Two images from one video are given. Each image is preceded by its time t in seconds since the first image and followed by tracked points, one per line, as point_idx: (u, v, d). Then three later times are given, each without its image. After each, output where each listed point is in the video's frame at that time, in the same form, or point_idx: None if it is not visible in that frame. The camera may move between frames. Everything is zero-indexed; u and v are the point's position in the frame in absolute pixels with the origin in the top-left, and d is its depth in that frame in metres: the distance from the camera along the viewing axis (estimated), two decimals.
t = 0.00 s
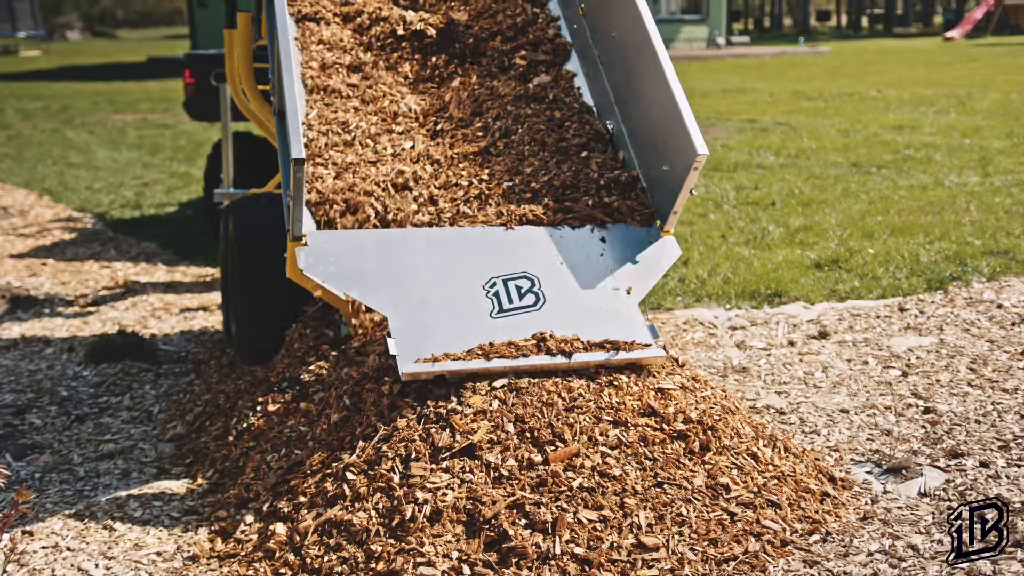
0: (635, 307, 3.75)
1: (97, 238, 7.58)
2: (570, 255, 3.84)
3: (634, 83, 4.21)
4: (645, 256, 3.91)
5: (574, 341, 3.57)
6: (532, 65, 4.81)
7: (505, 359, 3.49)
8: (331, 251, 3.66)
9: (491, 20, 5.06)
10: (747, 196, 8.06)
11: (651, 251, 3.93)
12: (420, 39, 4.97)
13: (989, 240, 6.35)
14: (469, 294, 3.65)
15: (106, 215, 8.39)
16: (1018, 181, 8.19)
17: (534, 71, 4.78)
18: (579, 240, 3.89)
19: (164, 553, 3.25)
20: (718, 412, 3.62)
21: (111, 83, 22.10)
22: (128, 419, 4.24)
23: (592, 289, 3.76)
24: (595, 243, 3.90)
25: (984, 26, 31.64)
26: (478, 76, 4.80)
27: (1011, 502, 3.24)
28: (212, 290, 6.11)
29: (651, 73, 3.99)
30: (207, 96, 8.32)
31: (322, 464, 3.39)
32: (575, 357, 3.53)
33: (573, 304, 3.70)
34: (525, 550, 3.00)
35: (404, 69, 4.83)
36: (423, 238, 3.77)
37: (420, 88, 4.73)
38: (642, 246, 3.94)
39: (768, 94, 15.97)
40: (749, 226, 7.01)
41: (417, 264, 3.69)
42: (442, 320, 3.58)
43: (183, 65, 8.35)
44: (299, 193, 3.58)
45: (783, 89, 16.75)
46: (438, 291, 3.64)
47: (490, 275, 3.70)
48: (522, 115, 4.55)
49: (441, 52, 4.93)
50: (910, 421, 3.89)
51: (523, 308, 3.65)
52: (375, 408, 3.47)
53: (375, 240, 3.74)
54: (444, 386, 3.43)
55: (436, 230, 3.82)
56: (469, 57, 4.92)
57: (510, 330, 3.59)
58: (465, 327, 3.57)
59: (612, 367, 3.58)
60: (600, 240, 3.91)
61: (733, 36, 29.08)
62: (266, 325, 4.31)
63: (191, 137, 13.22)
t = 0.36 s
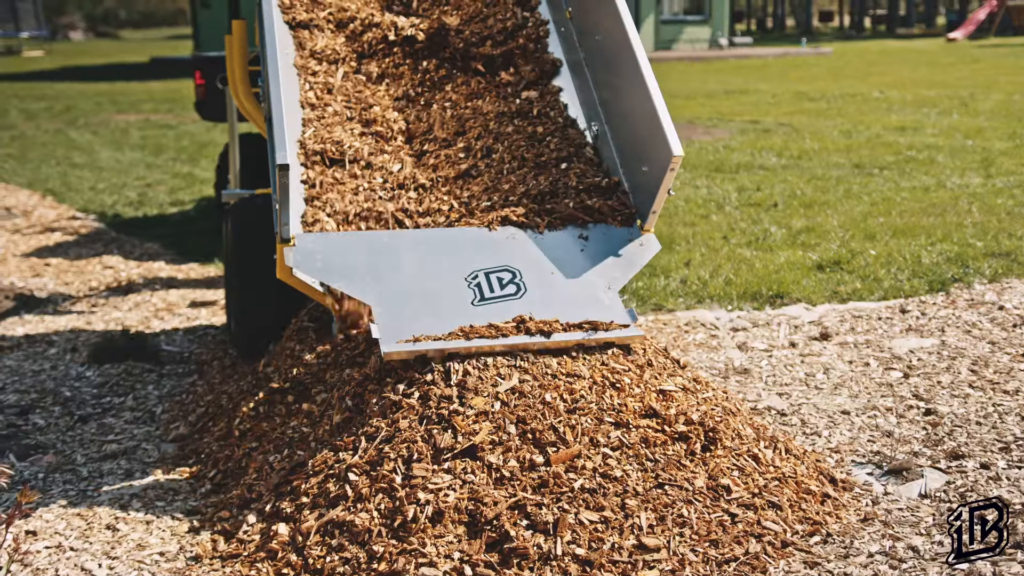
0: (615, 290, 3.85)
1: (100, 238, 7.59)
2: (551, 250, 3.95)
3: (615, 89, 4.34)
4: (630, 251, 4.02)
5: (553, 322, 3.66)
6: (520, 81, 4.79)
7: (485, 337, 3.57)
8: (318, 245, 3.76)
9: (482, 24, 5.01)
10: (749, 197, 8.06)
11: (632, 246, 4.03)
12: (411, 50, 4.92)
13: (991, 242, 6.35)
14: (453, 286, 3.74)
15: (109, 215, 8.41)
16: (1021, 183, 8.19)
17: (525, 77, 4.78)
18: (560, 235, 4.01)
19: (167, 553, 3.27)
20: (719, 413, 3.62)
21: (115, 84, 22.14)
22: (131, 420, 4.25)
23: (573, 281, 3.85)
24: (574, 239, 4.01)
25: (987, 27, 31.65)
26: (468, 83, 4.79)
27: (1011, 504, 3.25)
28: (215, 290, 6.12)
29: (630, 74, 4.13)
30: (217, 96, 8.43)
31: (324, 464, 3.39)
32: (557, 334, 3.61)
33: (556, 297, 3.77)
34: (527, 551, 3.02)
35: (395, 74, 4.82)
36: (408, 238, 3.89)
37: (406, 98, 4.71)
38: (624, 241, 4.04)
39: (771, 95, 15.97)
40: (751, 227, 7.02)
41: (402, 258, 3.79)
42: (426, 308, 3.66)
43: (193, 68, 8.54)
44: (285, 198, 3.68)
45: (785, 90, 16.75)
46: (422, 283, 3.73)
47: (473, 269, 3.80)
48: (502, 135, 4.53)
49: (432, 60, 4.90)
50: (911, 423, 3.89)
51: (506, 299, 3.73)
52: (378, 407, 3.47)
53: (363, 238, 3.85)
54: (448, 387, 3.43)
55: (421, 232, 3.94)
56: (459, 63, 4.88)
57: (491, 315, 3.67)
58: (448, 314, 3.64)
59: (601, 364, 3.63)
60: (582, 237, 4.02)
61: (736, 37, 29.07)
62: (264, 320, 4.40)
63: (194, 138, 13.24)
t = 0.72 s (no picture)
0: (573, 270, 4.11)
1: (104, 242, 7.61)
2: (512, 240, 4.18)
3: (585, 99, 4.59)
4: (592, 242, 4.26)
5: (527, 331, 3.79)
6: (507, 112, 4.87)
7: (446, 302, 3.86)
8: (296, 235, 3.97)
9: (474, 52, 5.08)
10: (752, 201, 8.07)
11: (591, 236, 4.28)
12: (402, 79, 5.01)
13: (994, 247, 6.36)
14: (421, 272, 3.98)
15: (113, 218, 8.43)
16: None
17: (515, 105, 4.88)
18: (522, 229, 4.24)
19: (171, 556, 3.28)
20: (721, 418, 3.63)
21: (119, 87, 22.17)
22: (135, 423, 4.26)
23: (534, 267, 4.09)
24: (536, 233, 4.23)
25: (991, 31, 31.62)
26: (457, 111, 4.88)
27: (1012, 509, 3.26)
28: (218, 293, 6.14)
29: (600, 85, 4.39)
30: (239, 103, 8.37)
31: (327, 468, 3.41)
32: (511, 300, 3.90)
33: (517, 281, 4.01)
34: (529, 555, 3.03)
35: (386, 103, 4.92)
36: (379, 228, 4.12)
37: (393, 129, 4.81)
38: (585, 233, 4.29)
39: (774, 100, 15.97)
40: (754, 232, 7.03)
41: (371, 247, 4.02)
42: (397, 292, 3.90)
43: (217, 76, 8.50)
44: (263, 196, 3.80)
45: (789, 94, 16.75)
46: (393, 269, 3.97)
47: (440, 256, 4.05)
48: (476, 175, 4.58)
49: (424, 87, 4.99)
50: (913, 428, 3.90)
51: (471, 281, 3.98)
52: (380, 410, 3.48)
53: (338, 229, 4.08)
54: (450, 393, 3.46)
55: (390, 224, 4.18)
56: (450, 88, 4.97)
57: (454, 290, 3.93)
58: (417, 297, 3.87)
59: (600, 371, 3.67)
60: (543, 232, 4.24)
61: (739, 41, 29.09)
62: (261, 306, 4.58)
63: (198, 141, 13.27)
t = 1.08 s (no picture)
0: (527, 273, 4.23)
1: (110, 250, 7.65)
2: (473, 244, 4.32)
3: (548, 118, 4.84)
4: (550, 249, 4.36)
5: (529, 344, 3.82)
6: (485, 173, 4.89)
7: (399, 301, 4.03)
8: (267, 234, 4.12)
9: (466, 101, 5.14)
10: (756, 210, 8.09)
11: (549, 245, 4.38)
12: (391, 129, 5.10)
13: (997, 257, 6.37)
14: (382, 274, 4.12)
15: (119, 226, 8.47)
16: None
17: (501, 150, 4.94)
18: (483, 237, 4.37)
19: (175, 564, 3.29)
20: (724, 427, 3.64)
21: (124, 95, 22.24)
22: (140, 431, 4.28)
23: (490, 272, 4.21)
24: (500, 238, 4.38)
25: (995, 41, 31.64)
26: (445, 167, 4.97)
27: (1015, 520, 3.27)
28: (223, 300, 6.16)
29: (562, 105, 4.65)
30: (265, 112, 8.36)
31: (331, 477, 3.43)
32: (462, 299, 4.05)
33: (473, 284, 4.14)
34: (532, 564, 3.02)
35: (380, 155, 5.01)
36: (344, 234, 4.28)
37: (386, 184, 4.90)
38: (544, 240, 4.40)
39: (778, 109, 15.98)
40: (757, 241, 7.04)
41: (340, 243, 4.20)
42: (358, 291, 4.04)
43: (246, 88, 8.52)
44: (246, 207, 3.93)
45: (793, 103, 16.77)
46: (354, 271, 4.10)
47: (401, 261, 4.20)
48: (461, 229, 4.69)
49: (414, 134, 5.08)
50: (915, 438, 3.91)
51: (428, 281, 4.14)
52: (385, 419, 3.51)
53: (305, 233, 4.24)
54: (454, 402, 3.48)
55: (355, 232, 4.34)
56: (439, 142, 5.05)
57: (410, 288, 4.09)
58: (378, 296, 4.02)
59: (605, 382, 3.69)
60: (503, 238, 4.37)
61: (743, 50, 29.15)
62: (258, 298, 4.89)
63: (203, 149, 13.32)
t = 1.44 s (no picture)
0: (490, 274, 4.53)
1: (115, 260, 7.67)
2: (443, 248, 4.66)
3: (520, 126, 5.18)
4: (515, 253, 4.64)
5: (533, 356, 3.85)
6: (461, 221, 5.01)
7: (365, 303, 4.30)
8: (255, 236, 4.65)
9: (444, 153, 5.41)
10: (759, 222, 8.10)
11: (515, 246, 4.67)
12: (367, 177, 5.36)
13: (1000, 270, 6.37)
14: (357, 274, 4.48)
15: (123, 236, 8.49)
16: None
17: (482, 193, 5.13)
18: (453, 241, 4.71)
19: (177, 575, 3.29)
20: (726, 440, 3.64)
21: (129, 105, 22.32)
22: (144, 441, 4.28)
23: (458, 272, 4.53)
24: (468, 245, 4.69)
25: (999, 53, 31.68)
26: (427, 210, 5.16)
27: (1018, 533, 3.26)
28: (226, 310, 6.16)
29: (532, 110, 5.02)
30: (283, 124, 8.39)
31: (333, 488, 3.43)
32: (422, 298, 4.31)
33: (441, 281, 4.46)
34: None
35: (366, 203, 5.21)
36: (328, 239, 4.67)
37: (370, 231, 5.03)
38: (510, 243, 4.69)
39: (782, 121, 16.00)
40: (761, 253, 7.04)
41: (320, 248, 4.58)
42: (336, 289, 4.39)
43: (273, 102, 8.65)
44: (229, 215, 4.46)
45: (797, 116, 16.79)
46: (333, 271, 4.47)
47: (375, 263, 4.53)
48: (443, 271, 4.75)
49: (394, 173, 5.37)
50: (918, 451, 3.90)
51: (398, 281, 4.45)
52: (387, 430, 3.52)
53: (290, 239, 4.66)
54: (456, 413, 3.49)
55: (340, 239, 4.72)
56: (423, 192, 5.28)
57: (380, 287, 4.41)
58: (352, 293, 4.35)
59: (608, 394, 3.70)
60: (472, 242, 4.70)
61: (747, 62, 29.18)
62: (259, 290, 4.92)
63: (208, 160, 13.36)
